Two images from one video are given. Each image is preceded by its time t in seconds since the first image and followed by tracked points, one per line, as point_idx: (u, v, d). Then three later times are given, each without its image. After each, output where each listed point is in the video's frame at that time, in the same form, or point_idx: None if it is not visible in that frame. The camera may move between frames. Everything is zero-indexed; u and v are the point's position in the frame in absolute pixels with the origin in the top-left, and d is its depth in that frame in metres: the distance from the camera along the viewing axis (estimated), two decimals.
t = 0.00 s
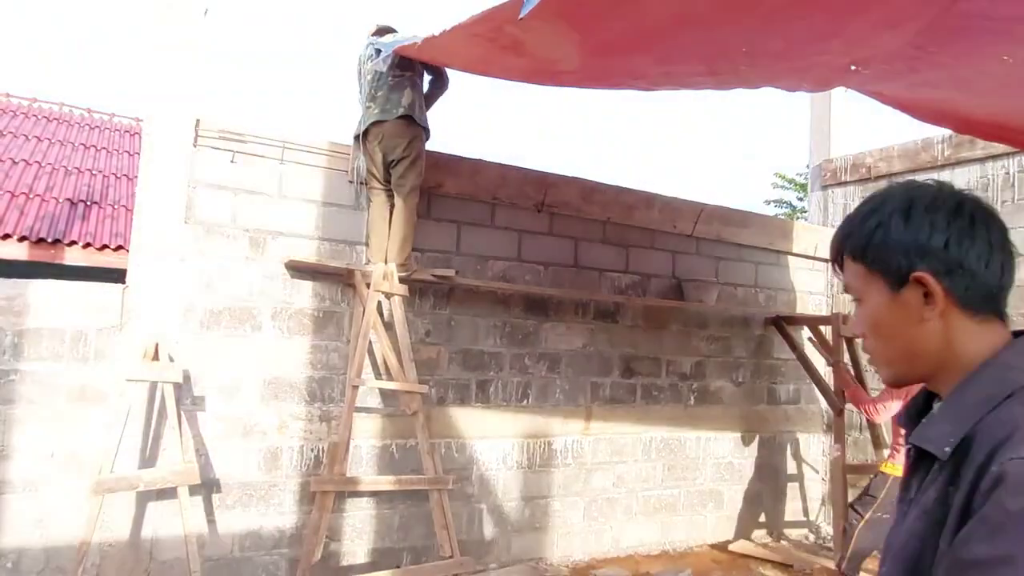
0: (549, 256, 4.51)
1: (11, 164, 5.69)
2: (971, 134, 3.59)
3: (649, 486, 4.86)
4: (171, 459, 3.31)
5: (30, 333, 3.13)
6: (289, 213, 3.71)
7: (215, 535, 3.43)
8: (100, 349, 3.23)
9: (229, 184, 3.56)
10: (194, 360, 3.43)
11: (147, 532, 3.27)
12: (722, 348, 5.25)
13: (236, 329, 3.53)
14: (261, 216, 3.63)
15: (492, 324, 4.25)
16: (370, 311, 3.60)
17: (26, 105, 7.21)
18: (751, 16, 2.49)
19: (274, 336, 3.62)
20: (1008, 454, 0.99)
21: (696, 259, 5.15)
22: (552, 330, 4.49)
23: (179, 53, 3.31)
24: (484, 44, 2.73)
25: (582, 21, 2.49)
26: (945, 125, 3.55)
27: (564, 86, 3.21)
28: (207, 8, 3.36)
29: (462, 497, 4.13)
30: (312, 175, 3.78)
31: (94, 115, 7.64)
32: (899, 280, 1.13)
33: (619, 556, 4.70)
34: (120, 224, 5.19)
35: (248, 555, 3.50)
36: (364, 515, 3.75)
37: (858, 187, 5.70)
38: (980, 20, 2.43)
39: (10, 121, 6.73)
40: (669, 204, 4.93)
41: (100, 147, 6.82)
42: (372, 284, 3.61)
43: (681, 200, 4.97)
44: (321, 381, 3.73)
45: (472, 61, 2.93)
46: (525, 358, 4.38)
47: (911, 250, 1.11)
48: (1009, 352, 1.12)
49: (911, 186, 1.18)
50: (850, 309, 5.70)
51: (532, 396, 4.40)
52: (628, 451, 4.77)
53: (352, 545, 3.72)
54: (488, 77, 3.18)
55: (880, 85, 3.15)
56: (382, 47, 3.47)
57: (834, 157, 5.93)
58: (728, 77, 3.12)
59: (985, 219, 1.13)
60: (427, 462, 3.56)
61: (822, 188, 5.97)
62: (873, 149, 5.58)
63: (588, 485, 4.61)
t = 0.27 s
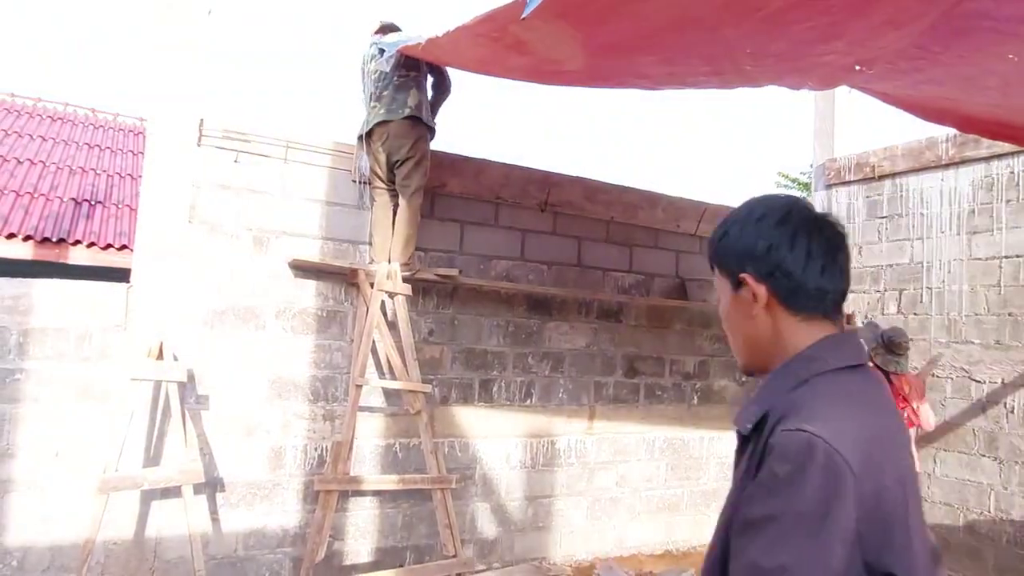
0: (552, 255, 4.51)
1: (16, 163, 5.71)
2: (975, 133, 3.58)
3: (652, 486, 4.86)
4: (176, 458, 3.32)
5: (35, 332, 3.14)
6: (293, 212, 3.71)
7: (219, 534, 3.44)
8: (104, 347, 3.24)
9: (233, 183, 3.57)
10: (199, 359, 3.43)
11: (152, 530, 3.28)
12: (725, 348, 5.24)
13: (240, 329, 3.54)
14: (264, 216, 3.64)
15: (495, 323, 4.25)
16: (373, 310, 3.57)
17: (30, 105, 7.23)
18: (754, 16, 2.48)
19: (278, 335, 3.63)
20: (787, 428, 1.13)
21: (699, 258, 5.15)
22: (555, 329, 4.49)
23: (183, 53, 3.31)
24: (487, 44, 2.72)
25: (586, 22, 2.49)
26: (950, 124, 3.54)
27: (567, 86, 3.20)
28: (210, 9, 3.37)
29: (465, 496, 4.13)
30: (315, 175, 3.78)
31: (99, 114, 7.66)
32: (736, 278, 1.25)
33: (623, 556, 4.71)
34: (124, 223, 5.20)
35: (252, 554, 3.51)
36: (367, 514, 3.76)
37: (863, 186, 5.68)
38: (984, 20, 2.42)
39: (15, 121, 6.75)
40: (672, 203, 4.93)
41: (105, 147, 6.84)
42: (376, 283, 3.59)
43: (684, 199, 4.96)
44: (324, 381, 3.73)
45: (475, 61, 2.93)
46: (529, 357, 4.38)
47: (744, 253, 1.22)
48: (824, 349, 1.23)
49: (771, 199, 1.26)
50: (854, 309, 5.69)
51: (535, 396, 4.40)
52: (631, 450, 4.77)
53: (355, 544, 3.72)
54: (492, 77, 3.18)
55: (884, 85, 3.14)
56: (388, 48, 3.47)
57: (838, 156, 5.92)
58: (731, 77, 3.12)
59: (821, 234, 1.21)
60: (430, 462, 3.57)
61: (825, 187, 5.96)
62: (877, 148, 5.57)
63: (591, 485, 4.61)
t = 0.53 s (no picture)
0: (557, 255, 4.51)
1: (21, 163, 5.72)
2: (981, 133, 3.57)
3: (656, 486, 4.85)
4: (181, 457, 3.33)
5: (41, 332, 3.15)
6: (298, 212, 3.72)
7: (224, 533, 3.45)
8: (110, 347, 3.25)
9: (239, 183, 3.58)
10: (205, 359, 3.44)
11: (157, 529, 3.29)
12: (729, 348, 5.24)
13: (245, 328, 3.55)
14: (270, 216, 3.65)
15: (499, 323, 4.26)
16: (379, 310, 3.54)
17: (35, 105, 7.25)
18: (760, 16, 2.48)
19: (283, 335, 3.64)
20: (629, 379, 1.45)
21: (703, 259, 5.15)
22: (560, 329, 4.49)
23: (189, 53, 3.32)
24: (493, 45, 2.73)
25: (592, 23, 2.49)
26: (955, 124, 3.53)
27: (572, 87, 3.20)
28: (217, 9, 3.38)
29: (469, 495, 4.13)
30: (320, 175, 3.79)
31: (104, 114, 7.68)
32: (635, 263, 1.62)
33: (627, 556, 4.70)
34: (129, 223, 5.21)
35: (257, 553, 3.52)
36: (372, 514, 3.77)
37: (868, 186, 5.67)
38: (991, 20, 2.42)
39: (21, 121, 6.76)
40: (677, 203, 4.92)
41: (110, 147, 6.86)
42: (381, 283, 3.54)
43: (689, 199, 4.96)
44: (329, 380, 3.74)
45: (481, 61, 2.93)
46: (533, 357, 4.38)
47: (636, 240, 1.59)
48: (693, 321, 1.55)
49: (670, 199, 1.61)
50: (858, 309, 5.69)
51: (539, 395, 4.40)
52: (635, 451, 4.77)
53: (360, 543, 3.73)
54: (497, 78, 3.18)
55: (890, 84, 3.13)
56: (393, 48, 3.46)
57: (843, 156, 5.91)
58: (737, 77, 3.12)
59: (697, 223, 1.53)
60: (435, 461, 3.57)
61: (830, 187, 5.96)
62: (883, 148, 5.56)
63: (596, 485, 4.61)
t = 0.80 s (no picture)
0: (561, 255, 4.51)
1: (27, 163, 5.74)
2: (986, 133, 3.56)
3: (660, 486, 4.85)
4: (186, 457, 3.34)
5: (47, 331, 3.16)
6: (302, 211, 3.73)
7: (229, 532, 3.45)
8: (115, 346, 3.26)
9: (243, 183, 3.59)
10: (209, 358, 3.45)
11: (162, 528, 3.30)
12: (733, 348, 5.23)
13: (250, 328, 3.55)
14: (274, 216, 3.65)
15: (503, 323, 4.26)
16: (383, 309, 3.52)
17: (41, 105, 7.28)
18: (765, 14, 2.47)
19: (287, 334, 3.64)
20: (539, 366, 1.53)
21: (708, 258, 5.14)
22: (564, 329, 4.49)
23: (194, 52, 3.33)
24: (497, 45, 2.73)
25: (597, 23, 2.49)
26: (961, 124, 3.52)
27: (576, 86, 3.20)
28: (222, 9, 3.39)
29: (473, 495, 4.13)
30: (324, 174, 3.80)
31: (109, 114, 7.71)
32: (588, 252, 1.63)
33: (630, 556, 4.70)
34: (134, 222, 5.23)
35: (262, 552, 3.53)
36: (376, 513, 3.77)
37: (872, 186, 5.66)
38: (997, 17, 2.40)
39: (27, 121, 6.79)
40: (681, 203, 4.92)
41: (115, 147, 6.88)
42: (385, 283, 3.53)
43: (693, 199, 4.95)
44: (333, 379, 3.74)
45: (485, 61, 2.93)
46: (537, 357, 4.39)
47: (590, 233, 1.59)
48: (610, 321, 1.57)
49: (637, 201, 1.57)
50: (863, 309, 5.67)
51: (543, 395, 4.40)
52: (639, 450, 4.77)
53: (364, 542, 3.74)
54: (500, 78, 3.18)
55: (895, 83, 3.12)
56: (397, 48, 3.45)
57: (848, 156, 5.89)
58: (741, 76, 3.11)
59: (632, 224, 1.50)
60: (439, 461, 3.57)
61: (835, 186, 5.94)
62: (888, 148, 5.54)
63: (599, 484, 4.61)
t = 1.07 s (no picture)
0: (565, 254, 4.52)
1: (32, 162, 5.76)
2: (991, 132, 3.56)
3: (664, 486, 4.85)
4: (191, 456, 3.36)
5: (53, 330, 3.18)
6: (307, 212, 3.74)
7: (234, 530, 3.46)
8: (121, 345, 3.28)
9: (248, 183, 3.60)
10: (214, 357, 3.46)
11: (168, 526, 3.31)
12: (738, 348, 5.23)
13: (254, 327, 3.56)
14: (279, 216, 3.66)
15: (507, 322, 4.26)
16: (388, 309, 3.50)
17: (46, 105, 7.31)
18: (770, 13, 2.47)
19: (292, 334, 3.65)
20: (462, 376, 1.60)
21: (712, 258, 5.14)
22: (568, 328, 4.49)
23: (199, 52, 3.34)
24: (501, 45, 2.73)
25: (602, 23, 2.49)
26: (967, 123, 3.51)
27: (580, 86, 3.19)
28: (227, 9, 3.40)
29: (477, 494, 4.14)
30: (329, 174, 3.80)
31: (114, 114, 7.74)
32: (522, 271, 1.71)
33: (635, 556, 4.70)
34: (139, 222, 5.24)
35: (267, 551, 3.53)
36: (380, 512, 3.78)
37: (877, 185, 5.65)
38: (1004, 15, 2.39)
39: (32, 120, 6.81)
40: (685, 202, 4.92)
41: (120, 146, 6.90)
42: (390, 283, 3.52)
43: (697, 198, 4.95)
44: (338, 379, 3.75)
45: (489, 61, 2.94)
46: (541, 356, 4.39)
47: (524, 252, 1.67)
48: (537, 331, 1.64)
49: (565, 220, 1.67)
50: (868, 309, 5.66)
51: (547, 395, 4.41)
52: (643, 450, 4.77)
53: (368, 542, 3.74)
54: (505, 77, 3.18)
55: (901, 82, 3.12)
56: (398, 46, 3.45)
57: (852, 155, 5.88)
58: (746, 75, 3.11)
59: (560, 244, 1.59)
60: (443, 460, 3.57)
61: (839, 186, 5.93)
62: (893, 147, 5.53)
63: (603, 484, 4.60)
